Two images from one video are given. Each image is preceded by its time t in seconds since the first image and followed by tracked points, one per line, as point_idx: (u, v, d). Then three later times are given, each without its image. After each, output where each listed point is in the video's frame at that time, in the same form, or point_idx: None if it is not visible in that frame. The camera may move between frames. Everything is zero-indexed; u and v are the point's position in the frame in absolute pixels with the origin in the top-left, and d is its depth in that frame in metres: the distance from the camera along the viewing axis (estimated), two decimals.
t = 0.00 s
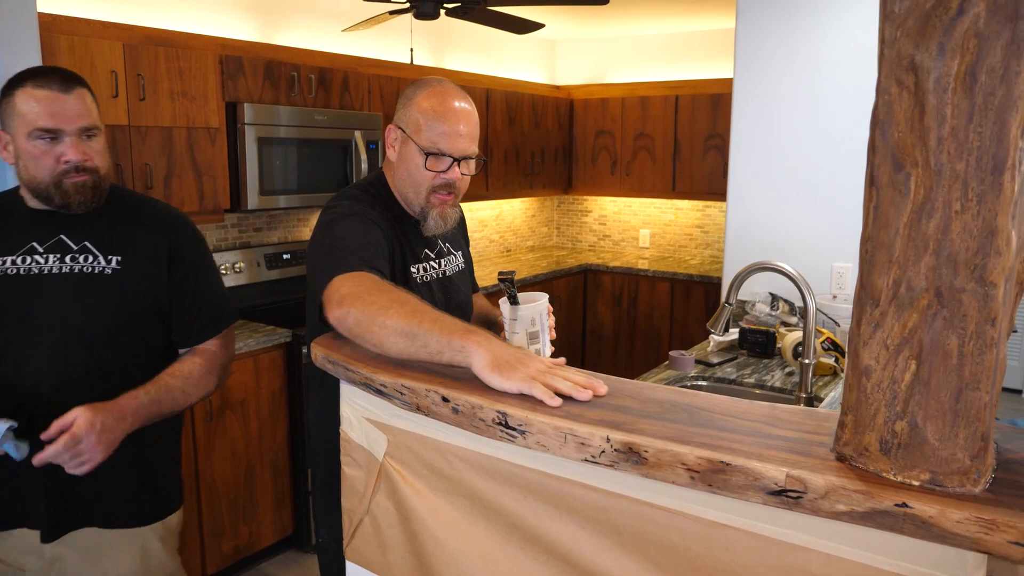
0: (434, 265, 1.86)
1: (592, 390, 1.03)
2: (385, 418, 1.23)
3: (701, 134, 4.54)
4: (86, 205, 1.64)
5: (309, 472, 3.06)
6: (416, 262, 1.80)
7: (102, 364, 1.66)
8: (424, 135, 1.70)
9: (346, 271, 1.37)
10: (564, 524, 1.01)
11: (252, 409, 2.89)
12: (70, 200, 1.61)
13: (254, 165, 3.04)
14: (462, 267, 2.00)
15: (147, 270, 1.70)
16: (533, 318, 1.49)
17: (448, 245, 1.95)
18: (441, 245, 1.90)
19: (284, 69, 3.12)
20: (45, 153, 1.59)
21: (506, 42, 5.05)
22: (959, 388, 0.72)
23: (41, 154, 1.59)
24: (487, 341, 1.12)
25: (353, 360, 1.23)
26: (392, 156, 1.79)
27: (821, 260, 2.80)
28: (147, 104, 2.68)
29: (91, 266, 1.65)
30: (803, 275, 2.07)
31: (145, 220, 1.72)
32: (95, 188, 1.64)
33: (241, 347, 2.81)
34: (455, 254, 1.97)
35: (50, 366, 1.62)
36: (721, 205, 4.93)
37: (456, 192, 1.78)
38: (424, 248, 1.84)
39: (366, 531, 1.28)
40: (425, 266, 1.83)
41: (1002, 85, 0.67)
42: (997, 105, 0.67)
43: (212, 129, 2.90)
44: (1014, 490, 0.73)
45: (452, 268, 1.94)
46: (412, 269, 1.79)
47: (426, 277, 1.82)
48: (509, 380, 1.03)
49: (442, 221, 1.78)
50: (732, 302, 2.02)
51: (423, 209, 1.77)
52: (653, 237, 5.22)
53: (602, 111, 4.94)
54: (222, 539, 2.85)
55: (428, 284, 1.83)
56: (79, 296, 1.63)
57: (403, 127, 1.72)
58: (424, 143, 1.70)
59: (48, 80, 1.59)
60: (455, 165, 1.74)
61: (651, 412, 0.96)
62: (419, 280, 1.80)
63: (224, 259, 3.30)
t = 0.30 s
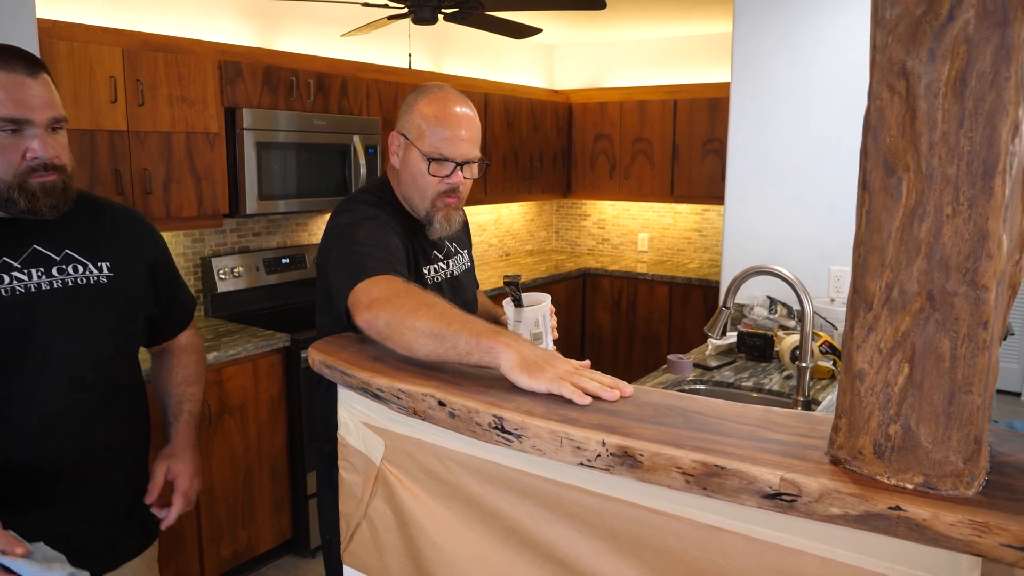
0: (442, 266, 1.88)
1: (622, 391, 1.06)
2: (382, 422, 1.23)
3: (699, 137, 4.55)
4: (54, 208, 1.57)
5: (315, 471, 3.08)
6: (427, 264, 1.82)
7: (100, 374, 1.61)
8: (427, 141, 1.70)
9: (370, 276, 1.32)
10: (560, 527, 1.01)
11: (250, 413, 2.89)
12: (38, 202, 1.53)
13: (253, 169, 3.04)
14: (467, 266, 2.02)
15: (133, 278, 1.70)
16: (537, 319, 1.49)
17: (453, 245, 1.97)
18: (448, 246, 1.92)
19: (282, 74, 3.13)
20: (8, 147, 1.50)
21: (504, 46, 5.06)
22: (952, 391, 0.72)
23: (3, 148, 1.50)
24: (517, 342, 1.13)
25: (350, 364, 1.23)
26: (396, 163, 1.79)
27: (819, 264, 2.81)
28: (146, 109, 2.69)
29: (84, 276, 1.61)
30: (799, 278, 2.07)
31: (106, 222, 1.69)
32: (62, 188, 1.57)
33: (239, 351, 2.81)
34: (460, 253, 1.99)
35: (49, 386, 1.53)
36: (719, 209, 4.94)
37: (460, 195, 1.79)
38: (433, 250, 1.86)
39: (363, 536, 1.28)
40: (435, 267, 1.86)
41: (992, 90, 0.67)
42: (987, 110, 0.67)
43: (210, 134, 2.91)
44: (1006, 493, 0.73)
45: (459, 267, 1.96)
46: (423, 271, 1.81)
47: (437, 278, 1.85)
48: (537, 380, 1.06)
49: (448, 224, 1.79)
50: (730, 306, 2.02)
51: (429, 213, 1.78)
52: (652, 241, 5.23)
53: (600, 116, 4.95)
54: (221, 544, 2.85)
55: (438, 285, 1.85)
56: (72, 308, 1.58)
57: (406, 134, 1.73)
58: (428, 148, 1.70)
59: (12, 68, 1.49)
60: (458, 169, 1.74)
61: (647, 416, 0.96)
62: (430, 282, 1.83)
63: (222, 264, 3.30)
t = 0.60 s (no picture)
0: (446, 263, 1.92)
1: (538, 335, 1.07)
2: (377, 425, 1.24)
3: (696, 141, 4.56)
4: (118, 224, 1.40)
5: (332, 467, 3.15)
6: (426, 259, 1.86)
7: (169, 405, 1.47)
8: (423, 137, 1.76)
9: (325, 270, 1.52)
10: (554, 530, 1.01)
11: (247, 417, 2.89)
12: (105, 216, 1.36)
13: (250, 173, 3.05)
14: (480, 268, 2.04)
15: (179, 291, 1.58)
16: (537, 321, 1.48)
17: (465, 246, 2.00)
18: (455, 245, 1.96)
19: (280, 78, 3.14)
20: (77, 151, 1.33)
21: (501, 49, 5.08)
22: (941, 393, 0.72)
23: (72, 154, 1.32)
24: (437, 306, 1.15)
25: (344, 367, 1.23)
26: (400, 161, 1.86)
27: (814, 267, 2.82)
28: (143, 113, 2.69)
29: (147, 292, 1.48)
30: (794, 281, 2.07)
31: (155, 245, 1.58)
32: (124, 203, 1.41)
33: (237, 355, 2.81)
34: (471, 254, 2.02)
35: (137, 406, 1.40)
36: (716, 212, 4.95)
37: (458, 191, 1.83)
38: (437, 246, 1.90)
39: (358, 539, 1.28)
40: (438, 263, 1.89)
41: (980, 94, 0.68)
42: (976, 114, 0.68)
43: (207, 138, 2.92)
44: (996, 494, 0.73)
45: (466, 268, 1.98)
46: (423, 265, 1.85)
47: (436, 273, 1.88)
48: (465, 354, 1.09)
49: (444, 219, 1.83)
50: (725, 309, 2.02)
51: (426, 207, 1.82)
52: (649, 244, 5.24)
53: (597, 120, 4.96)
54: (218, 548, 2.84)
55: (438, 281, 1.88)
56: (144, 327, 1.45)
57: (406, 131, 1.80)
58: (424, 145, 1.76)
59: (89, 62, 1.34)
60: (453, 165, 1.78)
61: (639, 419, 0.96)
62: (428, 276, 1.86)
63: (219, 268, 3.30)
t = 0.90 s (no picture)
0: (463, 256, 1.98)
1: (483, 292, 1.31)
2: (374, 429, 1.23)
3: (694, 141, 4.56)
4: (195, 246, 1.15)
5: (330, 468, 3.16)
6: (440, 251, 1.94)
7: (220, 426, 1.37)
8: (440, 134, 1.94)
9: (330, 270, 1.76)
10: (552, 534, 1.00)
11: (244, 419, 2.88)
12: (190, 239, 1.12)
13: (247, 174, 3.04)
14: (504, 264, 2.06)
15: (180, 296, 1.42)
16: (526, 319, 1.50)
17: (487, 241, 2.04)
18: (474, 239, 2.01)
19: (277, 79, 3.13)
20: (162, 164, 1.00)
21: (500, 50, 5.07)
22: (939, 399, 0.72)
23: (157, 168, 1.00)
24: (405, 271, 1.40)
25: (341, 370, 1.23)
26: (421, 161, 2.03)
27: (813, 268, 2.81)
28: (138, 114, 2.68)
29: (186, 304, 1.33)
30: (791, 282, 2.07)
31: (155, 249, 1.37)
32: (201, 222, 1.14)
33: (234, 355, 2.77)
34: (495, 250, 2.05)
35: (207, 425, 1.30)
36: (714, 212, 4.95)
37: (471, 184, 1.95)
38: (454, 240, 1.98)
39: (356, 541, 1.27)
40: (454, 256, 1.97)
41: (977, 98, 0.67)
42: (973, 118, 0.68)
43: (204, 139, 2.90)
44: (993, 500, 0.73)
45: (486, 262, 2.02)
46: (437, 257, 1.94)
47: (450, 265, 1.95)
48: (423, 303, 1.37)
49: (457, 209, 1.94)
50: (722, 310, 2.02)
51: (440, 198, 1.94)
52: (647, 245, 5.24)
53: (595, 120, 4.96)
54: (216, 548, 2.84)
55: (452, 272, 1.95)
56: (197, 349, 1.31)
57: (426, 132, 1.98)
58: (440, 140, 1.94)
59: (177, 58, 1.01)
60: (464, 157, 1.93)
61: (636, 423, 0.96)
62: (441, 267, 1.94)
63: (216, 268, 3.28)
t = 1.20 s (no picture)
0: (472, 259, 1.98)
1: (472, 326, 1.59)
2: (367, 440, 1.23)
3: (690, 146, 4.57)
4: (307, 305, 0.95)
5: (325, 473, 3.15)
6: (451, 254, 1.95)
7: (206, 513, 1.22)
8: (454, 141, 1.94)
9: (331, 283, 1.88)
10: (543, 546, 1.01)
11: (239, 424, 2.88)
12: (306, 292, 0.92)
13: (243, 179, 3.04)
14: (513, 268, 2.06)
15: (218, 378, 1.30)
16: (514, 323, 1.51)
17: (496, 245, 2.05)
18: (483, 243, 2.02)
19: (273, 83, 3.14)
20: (290, 211, 0.81)
21: (497, 54, 5.09)
22: (926, 416, 0.73)
23: (284, 215, 0.81)
24: (411, 305, 1.64)
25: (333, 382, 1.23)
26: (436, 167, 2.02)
27: (808, 274, 2.82)
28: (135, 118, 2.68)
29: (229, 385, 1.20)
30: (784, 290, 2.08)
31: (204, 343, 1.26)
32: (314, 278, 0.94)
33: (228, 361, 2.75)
34: (503, 254, 2.05)
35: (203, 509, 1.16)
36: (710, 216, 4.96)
37: (486, 189, 1.95)
38: (464, 243, 1.98)
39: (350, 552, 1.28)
40: (462, 259, 1.97)
41: (965, 119, 0.68)
42: (961, 139, 0.68)
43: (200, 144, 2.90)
44: (980, 517, 0.74)
45: (494, 266, 2.02)
46: (446, 260, 1.95)
47: (461, 268, 1.95)
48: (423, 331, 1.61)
49: (472, 213, 1.95)
50: (716, 318, 2.03)
51: (456, 203, 1.95)
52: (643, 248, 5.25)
53: (592, 123, 4.97)
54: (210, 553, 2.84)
55: (462, 275, 1.95)
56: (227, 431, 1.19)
57: (440, 138, 1.98)
58: (454, 147, 1.94)
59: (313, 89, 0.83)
60: (478, 163, 1.93)
61: (628, 436, 0.96)
62: (452, 270, 1.94)
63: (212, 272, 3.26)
